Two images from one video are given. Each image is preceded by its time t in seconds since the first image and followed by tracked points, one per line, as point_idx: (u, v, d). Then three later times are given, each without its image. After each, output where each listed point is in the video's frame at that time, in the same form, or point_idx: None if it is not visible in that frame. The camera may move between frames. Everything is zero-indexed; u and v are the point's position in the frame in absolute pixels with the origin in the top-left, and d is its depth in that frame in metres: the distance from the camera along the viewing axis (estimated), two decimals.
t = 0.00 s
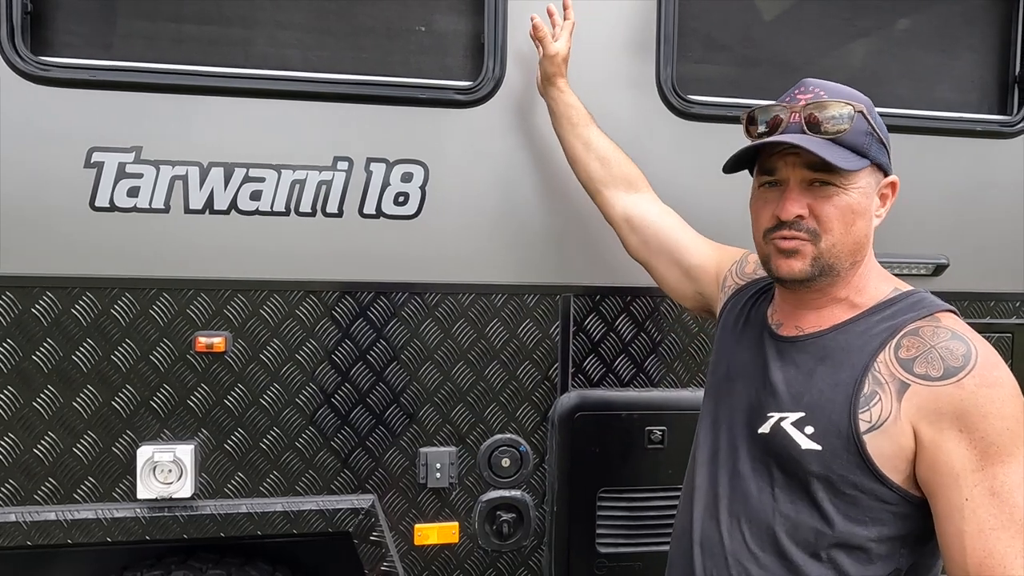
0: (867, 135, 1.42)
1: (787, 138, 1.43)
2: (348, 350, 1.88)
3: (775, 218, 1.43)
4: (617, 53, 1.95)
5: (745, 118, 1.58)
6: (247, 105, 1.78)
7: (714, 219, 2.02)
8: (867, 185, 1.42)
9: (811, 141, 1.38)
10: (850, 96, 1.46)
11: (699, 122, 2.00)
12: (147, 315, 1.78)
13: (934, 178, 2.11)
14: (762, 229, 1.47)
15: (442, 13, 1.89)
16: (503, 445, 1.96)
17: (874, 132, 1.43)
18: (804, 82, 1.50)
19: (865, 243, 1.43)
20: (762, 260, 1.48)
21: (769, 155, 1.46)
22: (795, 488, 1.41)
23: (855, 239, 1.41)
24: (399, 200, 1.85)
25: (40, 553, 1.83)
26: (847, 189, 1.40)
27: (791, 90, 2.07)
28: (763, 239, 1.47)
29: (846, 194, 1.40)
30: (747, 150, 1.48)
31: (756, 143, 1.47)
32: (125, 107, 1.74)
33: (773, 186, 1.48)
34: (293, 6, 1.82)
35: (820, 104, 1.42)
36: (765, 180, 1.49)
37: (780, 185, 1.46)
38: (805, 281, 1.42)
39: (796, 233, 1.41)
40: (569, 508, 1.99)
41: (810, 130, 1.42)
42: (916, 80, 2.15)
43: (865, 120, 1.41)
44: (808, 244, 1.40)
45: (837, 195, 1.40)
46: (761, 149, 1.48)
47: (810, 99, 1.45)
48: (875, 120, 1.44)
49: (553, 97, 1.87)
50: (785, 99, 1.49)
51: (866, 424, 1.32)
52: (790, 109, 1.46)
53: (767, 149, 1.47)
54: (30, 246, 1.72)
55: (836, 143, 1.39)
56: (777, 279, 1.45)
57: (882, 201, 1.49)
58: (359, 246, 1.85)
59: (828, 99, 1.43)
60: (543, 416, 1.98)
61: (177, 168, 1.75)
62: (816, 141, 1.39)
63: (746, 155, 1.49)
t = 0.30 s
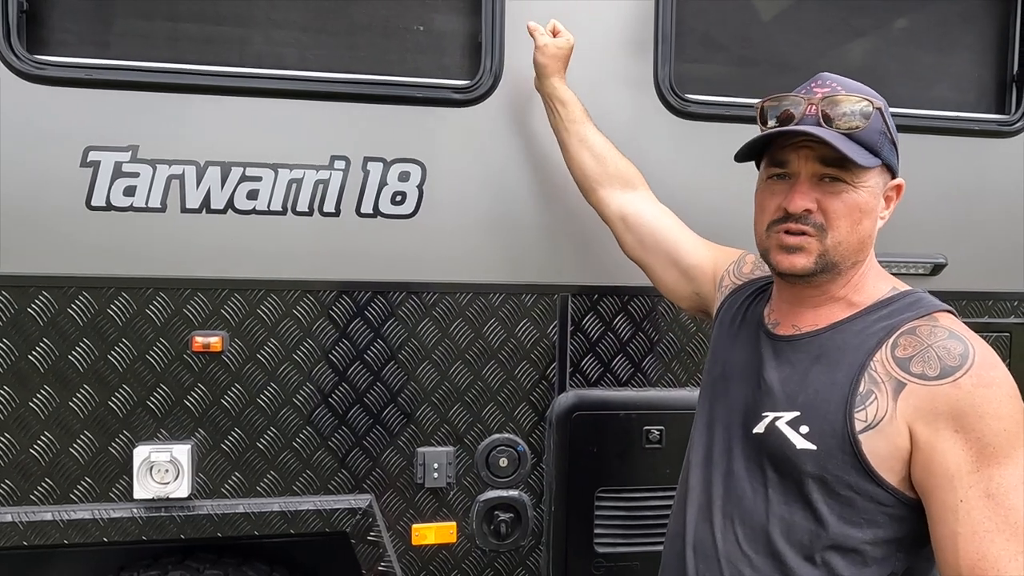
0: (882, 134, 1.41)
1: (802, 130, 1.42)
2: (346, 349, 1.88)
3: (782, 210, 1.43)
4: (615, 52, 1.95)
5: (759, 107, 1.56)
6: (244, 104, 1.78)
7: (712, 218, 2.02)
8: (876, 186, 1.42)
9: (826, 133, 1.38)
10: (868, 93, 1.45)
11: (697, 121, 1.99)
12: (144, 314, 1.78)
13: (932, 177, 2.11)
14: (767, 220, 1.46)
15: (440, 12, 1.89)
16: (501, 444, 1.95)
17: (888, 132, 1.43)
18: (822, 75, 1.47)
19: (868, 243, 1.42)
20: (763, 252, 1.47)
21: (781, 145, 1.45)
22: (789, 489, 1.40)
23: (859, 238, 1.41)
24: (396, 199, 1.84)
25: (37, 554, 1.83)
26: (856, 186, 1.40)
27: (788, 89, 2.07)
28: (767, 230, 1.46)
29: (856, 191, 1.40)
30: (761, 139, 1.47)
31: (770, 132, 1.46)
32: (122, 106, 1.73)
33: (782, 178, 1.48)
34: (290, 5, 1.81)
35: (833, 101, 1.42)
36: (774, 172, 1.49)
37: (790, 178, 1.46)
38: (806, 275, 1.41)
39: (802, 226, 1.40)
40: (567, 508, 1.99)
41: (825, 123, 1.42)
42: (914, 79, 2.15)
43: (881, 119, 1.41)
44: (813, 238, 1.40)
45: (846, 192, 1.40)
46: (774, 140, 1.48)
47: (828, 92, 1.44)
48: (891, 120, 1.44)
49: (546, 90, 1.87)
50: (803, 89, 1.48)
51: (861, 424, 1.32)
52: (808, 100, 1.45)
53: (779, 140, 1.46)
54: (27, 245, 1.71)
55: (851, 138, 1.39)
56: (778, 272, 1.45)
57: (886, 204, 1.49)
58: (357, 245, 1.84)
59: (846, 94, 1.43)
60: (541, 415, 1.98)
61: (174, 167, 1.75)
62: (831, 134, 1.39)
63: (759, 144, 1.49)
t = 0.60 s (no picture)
0: (879, 140, 1.42)
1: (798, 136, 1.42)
2: (346, 353, 1.88)
3: (779, 217, 1.43)
4: (616, 55, 1.96)
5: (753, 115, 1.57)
6: (244, 108, 1.78)
7: (711, 221, 2.03)
8: (874, 191, 1.42)
9: (821, 140, 1.38)
10: (865, 99, 1.45)
11: (697, 125, 2.00)
12: (145, 318, 1.78)
13: (932, 180, 2.11)
14: (764, 227, 1.47)
15: (440, 16, 1.89)
16: (501, 447, 1.96)
17: (885, 138, 1.43)
18: (818, 81, 1.49)
19: (866, 249, 1.43)
20: (760, 259, 1.48)
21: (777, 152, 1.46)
22: (786, 497, 1.41)
23: (857, 244, 1.41)
24: (396, 202, 1.84)
25: (38, 557, 1.83)
26: (854, 193, 1.40)
27: (788, 92, 2.07)
28: (764, 238, 1.46)
29: (853, 198, 1.40)
30: (756, 146, 1.47)
31: (765, 139, 1.45)
32: (123, 110, 1.73)
33: (778, 185, 1.48)
34: (291, 9, 1.82)
35: (830, 106, 1.41)
36: (770, 179, 1.49)
37: (786, 185, 1.46)
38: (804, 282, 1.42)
39: (800, 233, 1.40)
40: (568, 510, 1.99)
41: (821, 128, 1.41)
42: (914, 82, 2.15)
43: (878, 125, 1.41)
44: (810, 245, 1.40)
45: (843, 199, 1.40)
46: (769, 147, 1.48)
47: (823, 97, 1.44)
48: (887, 125, 1.44)
49: (550, 83, 1.87)
50: (798, 96, 1.48)
51: (857, 431, 1.32)
52: (803, 105, 1.45)
53: (775, 147, 1.46)
54: (28, 249, 1.72)
55: (847, 145, 1.39)
56: (776, 279, 1.45)
57: (883, 209, 1.49)
58: (357, 248, 1.85)
59: (841, 99, 1.43)
60: (541, 418, 1.98)
61: (175, 171, 1.75)
62: (826, 141, 1.38)
63: (755, 151, 1.49)
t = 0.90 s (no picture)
0: (875, 138, 1.41)
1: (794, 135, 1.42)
2: (348, 354, 1.88)
3: (776, 216, 1.43)
4: (617, 56, 1.95)
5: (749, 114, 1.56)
6: (246, 108, 1.78)
7: (713, 221, 2.03)
8: (871, 190, 1.42)
9: (817, 138, 1.38)
10: (858, 96, 1.45)
11: (698, 125, 2.00)
12: (147, 318, 1.78)
13: (933, 181, 2.11)
14: (761, 227, 1.47)
15: (441, 16, 1.89)
16: (502, 448, 1.95)
17: (881, 136, 1.42)
18: (812, 81, 1.49)
19: (864, 250, 1.43)
20: (758, 260, 1.48)
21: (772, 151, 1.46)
22: (786, 502, 1.41)
23: (855, 243, 1.41)
24: (398, 203, 1.84)
25: (40, 558, 1.83)
26: (850, 191, 1.40)
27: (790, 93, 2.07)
28: (761, 237, 1.47)
29: (849, 196, 1.40)
30: (751, 145, 1.48)
31: (761, 137, 1.45)
32: (125, 110, 1.73)
33: (774, 184, 1.48)
34: (292, 9, 1.82)
35: (826, 105, 1.41)
36: (766, 178, 1.50)
37: (782, 184, 1.47)
38: (802, 282, 1.42)
39: (798, 233, 1.41)
40: (570, 511, 1.99)
41: (817, 127, 1.41)
42: (915, 82, 2.15)
43: (873, 123, 1.41)
44: (808, 243, 1.40)
45: (840, 197, 1.40)
46: (765, 145, 1.48)
47: (820, 96, 1.44)
48: (883, 124, 1.43)
49: (547, 77, 1.86)
50: (794, 95, 1.48)
51: (858, 437, 1.32)
52: (799, 104, 1.44)
53: (771, 146, 1.46)
54: (30, 250, 1.72)
55: (843, 143, 1.39)
56: (773, 280, 1.45)
57: (881, 209, 1.49)
58: (359, 249, 1.85)
59: (837, 97, 1.42)
60: (543, 419, 1.98)
61: (176, 172, 1.75)
62: (821, 139, 1.39)
63: (750, 150, 1.49)
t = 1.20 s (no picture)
0: (871, 137, 1.41)
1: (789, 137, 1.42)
2: (350, 354, 1.88)
3: (774, 220, 1.43)
4: (619, 55, 1.95)
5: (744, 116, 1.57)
6: (248, 108, 1.78)
7: (715, 221, 2.03)
8: (869, 190, 1.42)
9: (813, 141, 1.38)
10: (854, 96, 1.45)
11: (700, 125, 2.00)
12: (148, 318, 1.78)
13: (935, 180, 2.11)
14: (760, 231, 1.47)
15: (443, 16, 1.89)
16: (505, 447, 1.95)
17: (877, 136, 1.43)
18: (805, 82, 1.49)
19: (864, 250, 1.43)
20: (757, 264, 1.48)
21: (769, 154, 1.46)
22: (790, 503, 1.41)
23: (855, 244, 1.41)
24: (400, 202, 1.84)
25: (42, 557, 1.83)
26: (848, 192, 1.40)
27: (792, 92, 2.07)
28: (760, 241, 1.46)
29: (848, 197, 1.40)
30: (748, 149, 1.47)
31: (758, 141, 1.45)
32: (127, 110, 1.73)
33: (771, 187, 1.48)
34: (294, 9, 1.81)
35: (822, 105, 1.42)
36: (763, 182, 1.49)
37: (779, 187, 1.46)
38: (802, 284, 1.41)
39: (796, 236, 1.40)
40: (572, 510, 1.98)
41: (812, 128, 1.41)
42: (917, 82, 2.15)
43: (869, 123, 1.41)
44: (807, 247, 1.40)
45: (838, 199, 1.40)
46: (761, 149, 1.48)
47: (814, 97, 1.44)
48: (879, 123, 1.43)
49: (541, 80, 1.86)
50: (789, 97, 1.48)
51: (862, 438, 1.32)
52: (794, 105, 1.45)
53: (767, 149, 1.46)
54: (33, 249, 1.71)
55: (839, 144, 1.39)
56: (774, 283, 1.45)
57: (879, 207, 1.49)
58: (361, 249, 1.85)
59: (832, 98, 1.43)
60: (545, 419, 1.98)
61: (178, 171, 1.75)
62: (818, 141, 1.38)
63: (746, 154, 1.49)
